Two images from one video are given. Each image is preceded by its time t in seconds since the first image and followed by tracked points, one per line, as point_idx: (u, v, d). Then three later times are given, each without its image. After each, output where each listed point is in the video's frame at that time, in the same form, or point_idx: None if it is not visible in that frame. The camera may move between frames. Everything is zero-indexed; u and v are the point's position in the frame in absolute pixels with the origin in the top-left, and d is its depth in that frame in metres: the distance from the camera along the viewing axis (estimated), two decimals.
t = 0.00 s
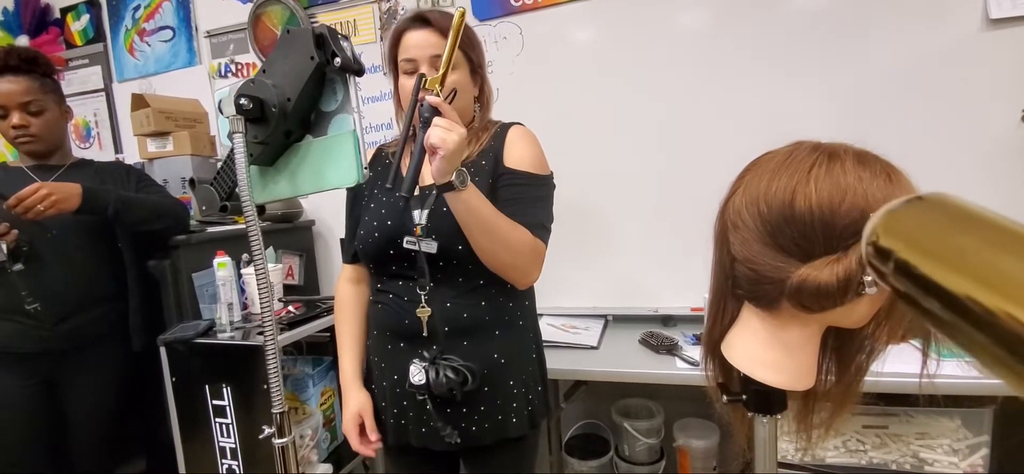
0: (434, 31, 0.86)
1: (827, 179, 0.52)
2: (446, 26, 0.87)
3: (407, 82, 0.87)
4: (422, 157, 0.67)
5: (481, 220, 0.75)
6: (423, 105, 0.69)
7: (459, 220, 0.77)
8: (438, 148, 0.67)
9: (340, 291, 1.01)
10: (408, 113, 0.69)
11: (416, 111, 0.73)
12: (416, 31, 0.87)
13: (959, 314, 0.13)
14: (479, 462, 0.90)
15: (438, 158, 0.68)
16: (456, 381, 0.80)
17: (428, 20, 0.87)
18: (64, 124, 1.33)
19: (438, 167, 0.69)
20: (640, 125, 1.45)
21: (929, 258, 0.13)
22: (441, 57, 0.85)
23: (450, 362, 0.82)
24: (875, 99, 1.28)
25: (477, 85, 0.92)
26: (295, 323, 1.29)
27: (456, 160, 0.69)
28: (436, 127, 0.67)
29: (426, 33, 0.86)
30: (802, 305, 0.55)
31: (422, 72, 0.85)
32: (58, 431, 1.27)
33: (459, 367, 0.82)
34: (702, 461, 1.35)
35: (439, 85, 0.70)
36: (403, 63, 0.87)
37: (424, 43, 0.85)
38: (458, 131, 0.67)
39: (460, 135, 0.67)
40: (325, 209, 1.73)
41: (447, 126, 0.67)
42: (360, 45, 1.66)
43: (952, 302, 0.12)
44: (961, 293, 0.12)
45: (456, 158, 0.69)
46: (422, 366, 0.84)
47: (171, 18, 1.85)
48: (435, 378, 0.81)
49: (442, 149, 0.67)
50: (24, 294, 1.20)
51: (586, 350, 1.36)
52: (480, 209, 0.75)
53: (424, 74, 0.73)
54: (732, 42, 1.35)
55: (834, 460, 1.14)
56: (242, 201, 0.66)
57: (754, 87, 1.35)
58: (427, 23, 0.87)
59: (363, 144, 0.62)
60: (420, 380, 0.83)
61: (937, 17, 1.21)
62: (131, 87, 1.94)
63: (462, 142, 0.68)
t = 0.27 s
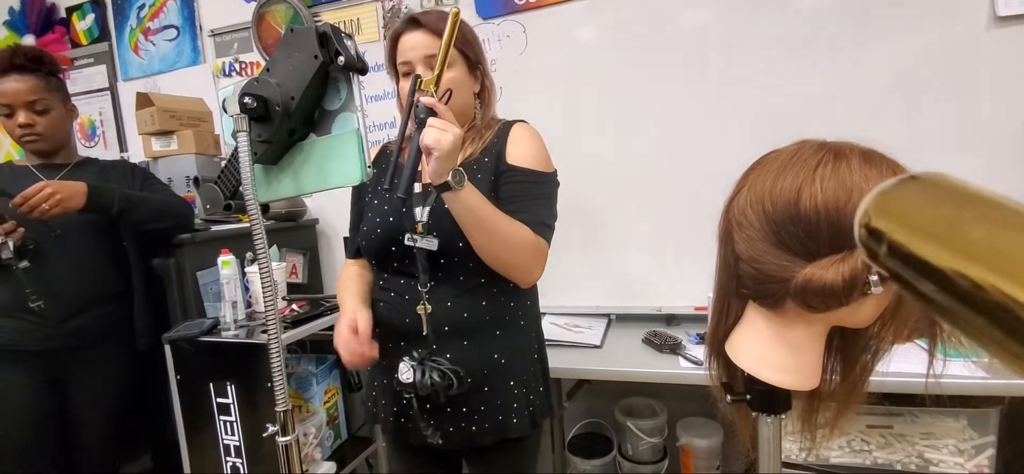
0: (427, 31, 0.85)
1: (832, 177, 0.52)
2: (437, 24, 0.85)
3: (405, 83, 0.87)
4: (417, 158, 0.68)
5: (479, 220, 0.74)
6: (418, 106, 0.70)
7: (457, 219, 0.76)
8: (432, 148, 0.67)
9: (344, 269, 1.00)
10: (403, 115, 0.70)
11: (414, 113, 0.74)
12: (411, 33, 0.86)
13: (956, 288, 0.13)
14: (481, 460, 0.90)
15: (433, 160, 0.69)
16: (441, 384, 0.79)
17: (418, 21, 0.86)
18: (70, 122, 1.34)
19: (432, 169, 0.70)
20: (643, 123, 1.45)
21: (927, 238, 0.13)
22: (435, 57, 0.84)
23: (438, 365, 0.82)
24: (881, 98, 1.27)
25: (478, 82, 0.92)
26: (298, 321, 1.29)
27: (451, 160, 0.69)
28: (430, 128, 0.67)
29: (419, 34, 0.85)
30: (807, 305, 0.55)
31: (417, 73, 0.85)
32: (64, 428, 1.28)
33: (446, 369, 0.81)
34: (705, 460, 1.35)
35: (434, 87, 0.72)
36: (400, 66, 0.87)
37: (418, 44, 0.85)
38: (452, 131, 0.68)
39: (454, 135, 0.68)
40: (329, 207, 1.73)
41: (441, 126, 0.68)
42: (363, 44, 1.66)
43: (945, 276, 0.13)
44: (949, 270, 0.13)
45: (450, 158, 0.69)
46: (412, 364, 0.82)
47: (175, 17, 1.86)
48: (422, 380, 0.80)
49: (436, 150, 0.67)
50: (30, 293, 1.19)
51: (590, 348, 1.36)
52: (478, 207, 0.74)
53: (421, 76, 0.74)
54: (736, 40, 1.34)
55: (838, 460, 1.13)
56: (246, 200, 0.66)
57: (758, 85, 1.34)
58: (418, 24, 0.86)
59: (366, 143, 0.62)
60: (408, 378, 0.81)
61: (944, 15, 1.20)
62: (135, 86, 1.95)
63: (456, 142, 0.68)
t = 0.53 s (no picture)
0: (427, 28, 0.85)
1: (837, 175, 0.52)
2: (437, 20, 0.85)
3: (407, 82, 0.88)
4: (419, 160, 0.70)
5: (480, 219, 0.75)
6: (422, 109, 0.72)
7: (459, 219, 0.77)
8: (435, 152, 0.70)
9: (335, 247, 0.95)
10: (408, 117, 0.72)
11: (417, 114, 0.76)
12: (411, 31, 0.86)
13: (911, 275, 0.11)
14: (485, 458, 0.90)
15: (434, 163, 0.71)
16: (438, 386, 0.79)
17: (417, 19, 0.86)
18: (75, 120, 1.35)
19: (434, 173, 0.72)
20: (647, 121, 1.44)
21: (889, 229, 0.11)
22: (436, 54, 0.84)
23: (435, 367, 0.81)
24: (887, 95, 1.26)
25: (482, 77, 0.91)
26: (302, 318, 1.29)
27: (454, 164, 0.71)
28: (433, 132, 0.70)
29: (420, 32, 0.85)
30: (812, 303, 0.54)
31: (418, 71, 0.85)
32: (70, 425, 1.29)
33: (443, 371, 0.81)
34: (709, 458, 1.35)
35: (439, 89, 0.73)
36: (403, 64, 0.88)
37: (419, 42, 0.85)
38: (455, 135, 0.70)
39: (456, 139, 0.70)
40: (333, 205, 1.74)
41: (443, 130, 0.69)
42: (367, 41, 1.66)
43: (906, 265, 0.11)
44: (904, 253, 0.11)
45: (452, 162, 0.71)
46: (408, 367, 0.83)
47: (180, 15, 1.86)
48: (420, 382, 0.79)
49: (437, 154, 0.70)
50: (42, 287, 1.21)
51: (593, 347, 1.36)
52: (479, 206, 0.74)
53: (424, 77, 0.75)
54: (742, 37, 1.33)
55: (842, 459, 1.13)
56: (251, 197, 0.65)
57: (763, 83, 1.34)
58: (418, 22, 0.86)
59: (370, 140, 0.62)
60: (406, 381, 0.82)
61: (952, 11, 1.19)
62: (140, 84, 1.96)
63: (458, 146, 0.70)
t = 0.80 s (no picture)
0: (435, 25, 0.86)
1: (836, 175, 0.53)
2: (446, 19, 0.86)
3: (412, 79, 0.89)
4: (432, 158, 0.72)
5: (490, 218, 0.76)
6: (435, 109, 0.73)
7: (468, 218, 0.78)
8: (446, 151, 0.71)
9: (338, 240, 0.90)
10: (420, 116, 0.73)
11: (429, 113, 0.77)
12: (420, 29, 0.87)
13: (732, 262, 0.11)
14: (486, 457, 0.90)
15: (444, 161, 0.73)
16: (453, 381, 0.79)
17: (426, 16, 0.87)
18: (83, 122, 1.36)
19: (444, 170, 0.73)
20: (649, 121, 1.45)
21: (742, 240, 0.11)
22: (443, 52, 0.85)
23: (448, 361, 0.82)
24: (890, 95, 1.26)
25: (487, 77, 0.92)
26: (306, 317, 1.30)
27: (464, 162, 0.72)
28: (446, 131, 0.70)
29: (428, 29, 0.86)
30: (811, 302, 0.54)
31: (423, 68, 0.85)
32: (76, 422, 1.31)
33: (456, 365, 0.82)
34: (710, 457, 1.35)
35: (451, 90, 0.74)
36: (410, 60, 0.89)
37: (426, 38, 0.85)
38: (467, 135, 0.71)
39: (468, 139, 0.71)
40: (336, 205, 1.75)
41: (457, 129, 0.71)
42: (369, 41, 1.66)
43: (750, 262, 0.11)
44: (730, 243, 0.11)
45: (463, 161, 0.72)
46: (418, 363, 0.82)
47: (184, 15, 1.87)
48: (433, 377, 0.79)
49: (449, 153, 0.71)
50: (47, 286, 1.27)
51: (595, 346, 1.37)
52: (489, 205, 0.75)
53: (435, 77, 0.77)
54: (744, 37, 1.34)
55: (843, 458, 1.14)
56: (256, 198, 0.66)
57: (765, 83, 1.34)
58: (426, 19, 0.87)
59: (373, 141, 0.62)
60: (415, 377, 0.81)
61: (954, 11, 1.19)
62: (144, 84, 1.97)
63: (470, 145, 0.71)
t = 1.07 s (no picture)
0: (440, 23, 0.86)
1: (839, 172, 0.52)
2: (452, 17, 0.86)
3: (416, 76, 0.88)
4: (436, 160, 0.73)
5: (498, 222, 0.76)
6: (439, 110, 0.73)
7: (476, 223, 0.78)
8: (453, 156, 0.71)
9: (343, 238, 0.90)
10: (424, 117, 0.73)
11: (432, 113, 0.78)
12: (425, 26, 0.87)
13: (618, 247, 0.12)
14: (489, 455, 0.91)
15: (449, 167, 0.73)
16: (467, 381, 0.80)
17: (431, 14, 0.87)
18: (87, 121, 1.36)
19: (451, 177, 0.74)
20: (652, 119, 1.45)
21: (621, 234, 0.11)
22: (447, 49, 0.84)
23: (462, 358, 0.83)
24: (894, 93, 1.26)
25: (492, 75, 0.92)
26: (309, 315, 1.30)
27: (472, 168, 0.73)
28: (451, 136, 0.71)
29: (433, 26, 0.86)
30: (814, 300, 0.54)
31: (427, 65, 0.86)
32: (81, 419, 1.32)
33: (471, 361, 0.83)
34: (713, 456, 1.35)
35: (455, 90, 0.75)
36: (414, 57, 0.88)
37: (431, 36, 0.85)
38: (471, 140, 0.72)
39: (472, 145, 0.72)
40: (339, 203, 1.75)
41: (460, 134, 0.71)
42: (372, 40, 1.66)
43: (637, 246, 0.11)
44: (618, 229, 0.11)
45: (470, 166, 0.73)
46: (433, 366, 0.83)
47: (187, 15, 1.88)
48: (449, 375, 0.80)
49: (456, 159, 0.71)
50: (51, 284, 1.26)
51: (598, 344, 1.37)
52: (497, 210, 0.76)
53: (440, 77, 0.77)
54: (747, 35, 1.33)
55: (847, 457, 1.13)
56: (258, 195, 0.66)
57: (768, 81, 1.34)
58: (432, 17, 0.87)
59: (375, 139, 0.62)
60: (431, 379, 0.82)
61: (960, 8, 1.19)
62: (149, 83, 1.98)
63: (474, 149, 0.72)
